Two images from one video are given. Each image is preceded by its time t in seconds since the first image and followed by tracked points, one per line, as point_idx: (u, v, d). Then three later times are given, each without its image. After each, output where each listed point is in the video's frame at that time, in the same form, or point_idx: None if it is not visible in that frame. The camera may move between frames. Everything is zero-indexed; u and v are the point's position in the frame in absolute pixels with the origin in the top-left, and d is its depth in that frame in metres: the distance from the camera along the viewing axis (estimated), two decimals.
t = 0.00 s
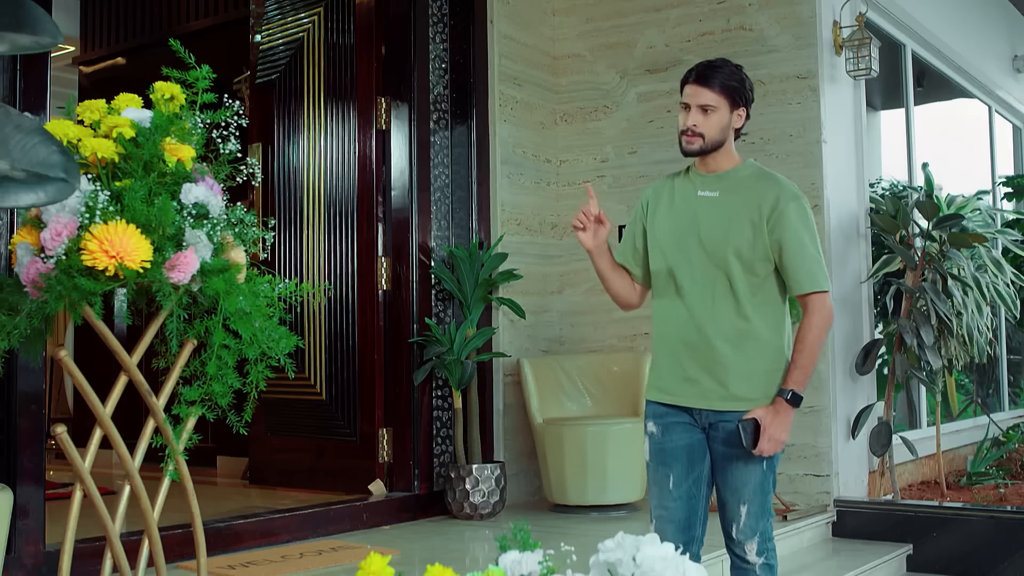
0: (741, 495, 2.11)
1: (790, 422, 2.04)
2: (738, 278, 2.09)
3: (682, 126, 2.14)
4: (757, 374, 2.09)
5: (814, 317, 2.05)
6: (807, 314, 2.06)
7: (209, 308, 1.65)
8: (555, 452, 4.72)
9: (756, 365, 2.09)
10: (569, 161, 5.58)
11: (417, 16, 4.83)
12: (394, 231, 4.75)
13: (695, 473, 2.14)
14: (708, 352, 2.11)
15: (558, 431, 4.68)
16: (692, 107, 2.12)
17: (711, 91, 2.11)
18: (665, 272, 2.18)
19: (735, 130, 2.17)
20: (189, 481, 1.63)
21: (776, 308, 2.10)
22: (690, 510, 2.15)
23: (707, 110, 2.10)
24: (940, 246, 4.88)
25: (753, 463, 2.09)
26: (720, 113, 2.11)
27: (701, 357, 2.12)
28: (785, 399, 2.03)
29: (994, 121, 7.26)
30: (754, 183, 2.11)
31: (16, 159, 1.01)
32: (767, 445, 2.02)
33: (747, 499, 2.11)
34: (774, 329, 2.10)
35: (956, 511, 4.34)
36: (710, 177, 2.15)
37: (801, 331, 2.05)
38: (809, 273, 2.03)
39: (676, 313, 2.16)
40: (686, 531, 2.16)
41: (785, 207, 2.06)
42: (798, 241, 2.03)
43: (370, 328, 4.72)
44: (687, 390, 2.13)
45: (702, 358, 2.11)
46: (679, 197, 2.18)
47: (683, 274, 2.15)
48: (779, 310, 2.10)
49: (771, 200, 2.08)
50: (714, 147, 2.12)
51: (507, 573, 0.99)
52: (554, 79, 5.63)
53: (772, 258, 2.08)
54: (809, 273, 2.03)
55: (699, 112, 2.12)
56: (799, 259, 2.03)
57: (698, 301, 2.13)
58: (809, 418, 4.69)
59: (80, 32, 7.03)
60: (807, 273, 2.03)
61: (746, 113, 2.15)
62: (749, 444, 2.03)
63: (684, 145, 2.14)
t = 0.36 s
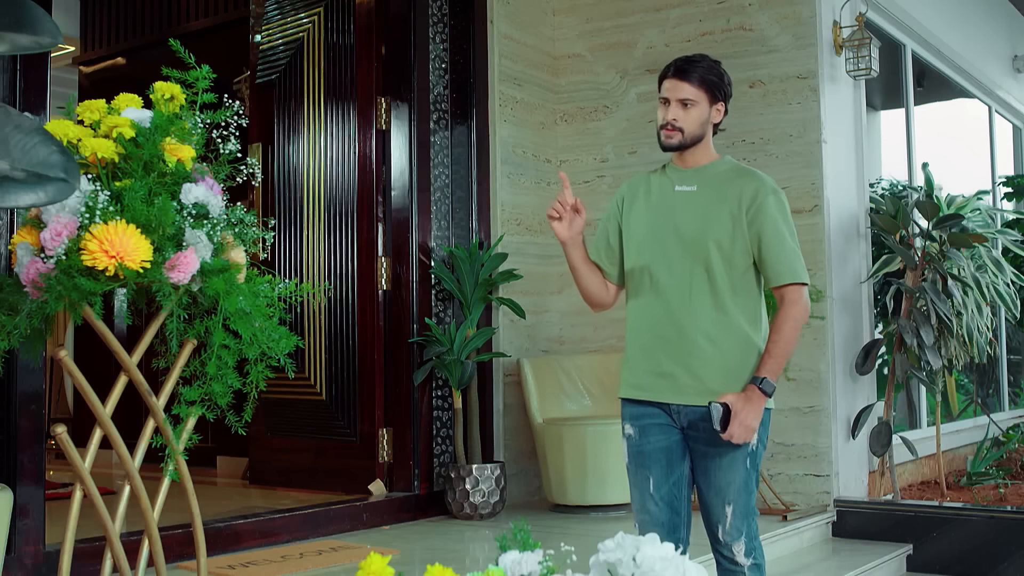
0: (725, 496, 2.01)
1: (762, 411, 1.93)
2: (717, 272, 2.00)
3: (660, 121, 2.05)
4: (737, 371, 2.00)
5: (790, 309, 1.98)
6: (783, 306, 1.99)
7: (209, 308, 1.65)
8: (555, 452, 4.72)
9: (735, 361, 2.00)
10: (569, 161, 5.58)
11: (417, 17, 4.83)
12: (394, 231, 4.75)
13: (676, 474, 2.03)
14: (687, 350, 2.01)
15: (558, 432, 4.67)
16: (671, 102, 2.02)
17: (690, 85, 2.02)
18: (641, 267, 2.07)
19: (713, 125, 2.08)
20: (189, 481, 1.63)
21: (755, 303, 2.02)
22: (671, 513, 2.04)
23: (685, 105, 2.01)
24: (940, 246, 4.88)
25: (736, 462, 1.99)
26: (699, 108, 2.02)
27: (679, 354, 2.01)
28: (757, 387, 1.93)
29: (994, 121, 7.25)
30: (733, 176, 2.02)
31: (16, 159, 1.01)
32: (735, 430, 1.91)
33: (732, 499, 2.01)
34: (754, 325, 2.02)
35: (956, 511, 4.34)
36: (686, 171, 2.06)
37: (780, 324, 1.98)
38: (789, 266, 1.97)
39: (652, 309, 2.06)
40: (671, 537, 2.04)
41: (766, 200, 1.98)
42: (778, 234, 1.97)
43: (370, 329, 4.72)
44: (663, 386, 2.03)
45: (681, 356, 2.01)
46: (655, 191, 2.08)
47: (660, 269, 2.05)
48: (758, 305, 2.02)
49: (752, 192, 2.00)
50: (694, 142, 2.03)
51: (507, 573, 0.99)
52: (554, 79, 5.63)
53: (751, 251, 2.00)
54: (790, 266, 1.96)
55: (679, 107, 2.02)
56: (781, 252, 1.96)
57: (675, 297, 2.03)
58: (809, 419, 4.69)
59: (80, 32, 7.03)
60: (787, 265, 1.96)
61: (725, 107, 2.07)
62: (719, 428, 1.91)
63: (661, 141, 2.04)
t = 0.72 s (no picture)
0: (714, 495, 1.99)
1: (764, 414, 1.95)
2: (697, 272, 1.97)
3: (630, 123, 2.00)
4: (720, 369, 1.98)
5: (773, 308, 1.98)
6: (765, 304, 1.99)
7: (209, 308, 1.65)
8: (555, 452, 4.72)
9: (716, 360, 1.98)
10: (570, 161, 5.58)
11: (417, 17, 4.83)
12: (394, 231, 4.75)
13: (664, 475, 2.01)
14: (668, 351, 1.98)
15: (558, 431, 4.67)
16: (641, 103, 1.97)
17: (657, 83, 1.97)
18: (618, 268, 2.03)
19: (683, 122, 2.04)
20: (189, 481, 1.63)
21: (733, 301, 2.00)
22: (662, 516, 2.02)
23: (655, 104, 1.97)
24: (940, 246, 4.88)
25: (724, 460, 1.98)
26: (669, 106, 1.97)
27: (661, 355, 1.98)
28: (757, 392, 1.95)
29: (994, 121, 7.25)
30: (707, 175, 2.00)
31: (16, 159, 1.00)
32: (745, 439, 1.92)
33: (721, 499, 1.99)
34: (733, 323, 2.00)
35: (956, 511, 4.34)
36: (660, 172, 2.03)
37: (763, 323, 1.98)
38: (769, 263, 1.95)
39: (632, 311, 2.02)
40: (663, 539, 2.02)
41: (743, 198, 1.96)
42: (757, 232, 1.95)
43: (370, 328, 4.72)
44: (648, 389, 2.00)
45: (663, 358, 1.98)
46: (630, 192, 2.05)
47: (638, 270, 2.01)
48: (737, 303, 2.00)
49: (728, 190, 1.98)
50: (668, 141, 1.99)
51: (507, 573, 0.99)
52: (554, 79, 5.63)
53: (730, 249, 1.98)
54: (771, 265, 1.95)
55: (649, 108, 1.98)
56: (761, 250, 1.95)
57: (655, 297, 2.00)
58: (809, 419, 4.69)
59: (80, 32, 7.03)
60: (767, 264, 1.95)
61: (694, 103, 2.03)
62: (730, 439, 1.93)
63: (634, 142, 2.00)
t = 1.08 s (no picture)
0: (706, 486, 1.94)
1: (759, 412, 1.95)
2: (684, 274, 1.96)
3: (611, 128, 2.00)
4: (709, 371, 1.96)
5: (761, 309, 1.98)
6: (754, 305, 1.99)
7: (209, 308, 1.65)
8: (555, 452, 4.71)
9: (705, 361, 1.96)
10: (570, 161, 5.58)
11: (417, 17, 4.84)
12: (394, 231, 4.75)
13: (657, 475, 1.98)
14: (658, 353, 1.95)
15: (558, 431, 4.67)
16: (620, 107, 1.97)
17: (632, 85, 1.96)
18: (605, 272, 2.01)
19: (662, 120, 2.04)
20: (189, 481, 1.63)
21: (720, 303, 1.99)
22: (657, 517, 1.99)
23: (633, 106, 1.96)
24: (940, 246, 4.88)
25: (715, 449, 1.93)
26: (648, 106, 1.97)
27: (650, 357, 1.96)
28: (751, 391, 1.94)
29: (994, 120, 7.25)
30: (691, 177, 1.99)
31: (16, 160, 1.00)
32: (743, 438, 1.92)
33: (714, 490, 1.94)
34: (721, 325, 1.99)
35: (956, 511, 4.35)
36: (644, 175, 2.02)
37: (753, 324, 1.98)
38: (757, 264, 1.95)
39: (620, 314, 2.00)
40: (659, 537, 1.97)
41: (728, 200, 1.96)
42: (744, 232, 1.95)
43: (370, 329, 4.72)
44: (638, 392, 1.96)
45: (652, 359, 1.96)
46: (614, 196, 2.03)
47: (625, 273, 1.99)
48: (724, 305, 1.99)
49: (714, 192, 1.97)
50: (651, 140, 1.99)
51: (507, 573, 0.99)
52: (554, 79, 5.63)
53: (717, 251, 1.97)
54: (759, 266, 1.94)
55: (628, 110, 1.97)
56: (748, 250, 1.95)
57: (643, 300, 1.97)
58: (809, 419, 4.69)
59: (80, 32, 7.03)
60: (756, 265, 1.94)
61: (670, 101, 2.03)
62: (731, 438, 1.92)
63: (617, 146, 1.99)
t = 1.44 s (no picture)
0: (697, 494, 1.90)
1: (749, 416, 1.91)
2: (683, 274, 1.93)
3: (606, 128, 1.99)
4: (709, 373, 1.93)
5: (760, 309, 1.95)
6: (752, 305, 1.96)
7: (209, 308, 1.65)
8: (555, 452, 4.71)
9: (704, 363, 1.93)
10: (570, 161, 5.58)
11: (417, 17, 4.84)
12: (394, 231, 4.75)
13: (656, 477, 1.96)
14: (657, 354, 1.93)
15: (558, 431, 4.66)
16: (612, 106, 1.96)
17: (625, 83, 1.96)
18: (604, 272, 1.99)
19: (659, 117, 2.02)
20: (189, 481, 1.63)
21: (720, 303, 1.96)
22: (659, 519, 1.97)
23: (626, 104, 1.95)
24: (940, 246, 4.88)
25: (709, 456, 1.90)
26: (641, 103, 1.96)
27: (648, 359, 1.93)
28: (741, 392, 1.91)
29: (994, 120, 7.25)
30: (690, 176, 1.97)
31: (16, 159, 1.00)
32: (728, 438, 1.89)
33: (704, 498, 1.90)
34: (722, 326, 1.96)
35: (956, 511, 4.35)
36: (644, 174, 2.00)
37: (750, 324, 1.96)
38: (756, 264, 1.92)
39: (619, 315, 1.98)
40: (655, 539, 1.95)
41: (727, 199, 1.93)
42: (743, 231, 1.92)
43: (370, 328, 4.72)
44: (637, 394, 1.94)
45: (650, 361, 1.93)
46: (614, 195, 2.01)
47: (624, 273, 1.97)
48: (724, 305, 1.96)
49: (713, 191, 1.94)
50: (646, 138, 1.97)
51: (507, 573, 0.99)
52: (554, 79, 5.63)
53: (716, 251, 1.94)
54: (758, 266, 1.92)
55: (620, 109, 1.96)
56: (747, 250, 1.92)
57: (642, 301, 1.95)
58: (810, 419, 4.69)
59: (80, 32, 7.03)
60: (755, 265, 1.92)
61: (666, 97, 2.01)
62: (713, 439, 1.89)
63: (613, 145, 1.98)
